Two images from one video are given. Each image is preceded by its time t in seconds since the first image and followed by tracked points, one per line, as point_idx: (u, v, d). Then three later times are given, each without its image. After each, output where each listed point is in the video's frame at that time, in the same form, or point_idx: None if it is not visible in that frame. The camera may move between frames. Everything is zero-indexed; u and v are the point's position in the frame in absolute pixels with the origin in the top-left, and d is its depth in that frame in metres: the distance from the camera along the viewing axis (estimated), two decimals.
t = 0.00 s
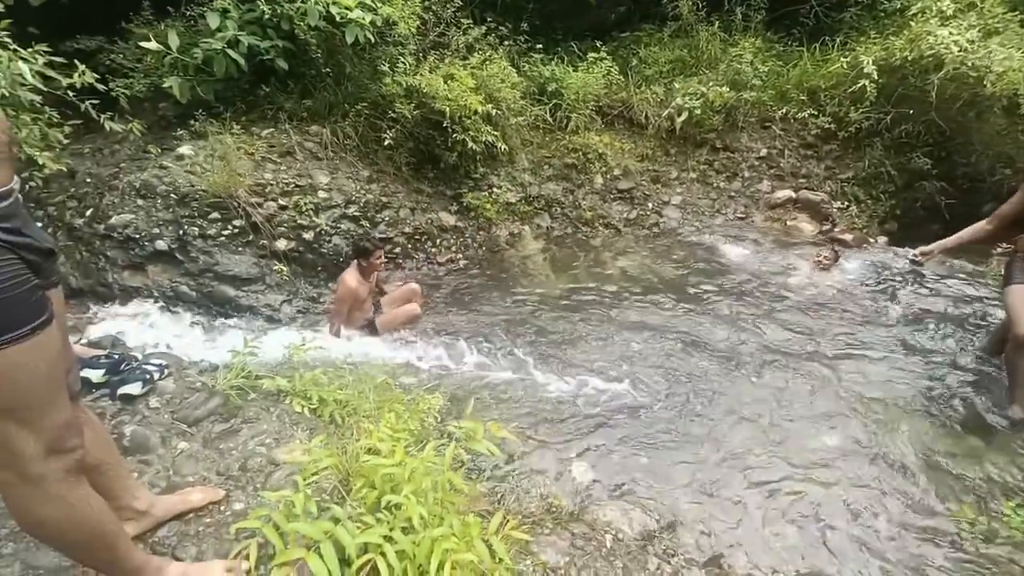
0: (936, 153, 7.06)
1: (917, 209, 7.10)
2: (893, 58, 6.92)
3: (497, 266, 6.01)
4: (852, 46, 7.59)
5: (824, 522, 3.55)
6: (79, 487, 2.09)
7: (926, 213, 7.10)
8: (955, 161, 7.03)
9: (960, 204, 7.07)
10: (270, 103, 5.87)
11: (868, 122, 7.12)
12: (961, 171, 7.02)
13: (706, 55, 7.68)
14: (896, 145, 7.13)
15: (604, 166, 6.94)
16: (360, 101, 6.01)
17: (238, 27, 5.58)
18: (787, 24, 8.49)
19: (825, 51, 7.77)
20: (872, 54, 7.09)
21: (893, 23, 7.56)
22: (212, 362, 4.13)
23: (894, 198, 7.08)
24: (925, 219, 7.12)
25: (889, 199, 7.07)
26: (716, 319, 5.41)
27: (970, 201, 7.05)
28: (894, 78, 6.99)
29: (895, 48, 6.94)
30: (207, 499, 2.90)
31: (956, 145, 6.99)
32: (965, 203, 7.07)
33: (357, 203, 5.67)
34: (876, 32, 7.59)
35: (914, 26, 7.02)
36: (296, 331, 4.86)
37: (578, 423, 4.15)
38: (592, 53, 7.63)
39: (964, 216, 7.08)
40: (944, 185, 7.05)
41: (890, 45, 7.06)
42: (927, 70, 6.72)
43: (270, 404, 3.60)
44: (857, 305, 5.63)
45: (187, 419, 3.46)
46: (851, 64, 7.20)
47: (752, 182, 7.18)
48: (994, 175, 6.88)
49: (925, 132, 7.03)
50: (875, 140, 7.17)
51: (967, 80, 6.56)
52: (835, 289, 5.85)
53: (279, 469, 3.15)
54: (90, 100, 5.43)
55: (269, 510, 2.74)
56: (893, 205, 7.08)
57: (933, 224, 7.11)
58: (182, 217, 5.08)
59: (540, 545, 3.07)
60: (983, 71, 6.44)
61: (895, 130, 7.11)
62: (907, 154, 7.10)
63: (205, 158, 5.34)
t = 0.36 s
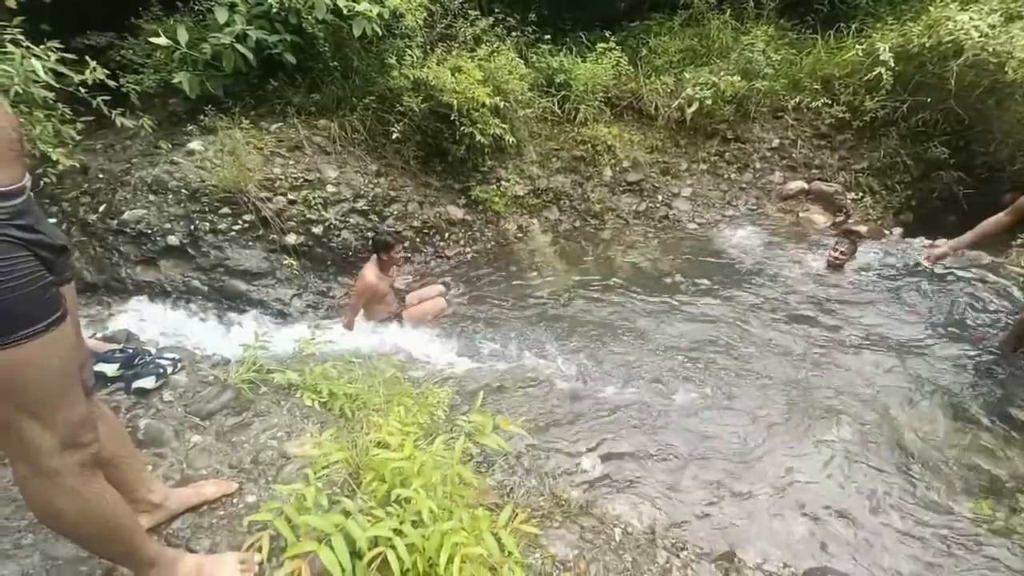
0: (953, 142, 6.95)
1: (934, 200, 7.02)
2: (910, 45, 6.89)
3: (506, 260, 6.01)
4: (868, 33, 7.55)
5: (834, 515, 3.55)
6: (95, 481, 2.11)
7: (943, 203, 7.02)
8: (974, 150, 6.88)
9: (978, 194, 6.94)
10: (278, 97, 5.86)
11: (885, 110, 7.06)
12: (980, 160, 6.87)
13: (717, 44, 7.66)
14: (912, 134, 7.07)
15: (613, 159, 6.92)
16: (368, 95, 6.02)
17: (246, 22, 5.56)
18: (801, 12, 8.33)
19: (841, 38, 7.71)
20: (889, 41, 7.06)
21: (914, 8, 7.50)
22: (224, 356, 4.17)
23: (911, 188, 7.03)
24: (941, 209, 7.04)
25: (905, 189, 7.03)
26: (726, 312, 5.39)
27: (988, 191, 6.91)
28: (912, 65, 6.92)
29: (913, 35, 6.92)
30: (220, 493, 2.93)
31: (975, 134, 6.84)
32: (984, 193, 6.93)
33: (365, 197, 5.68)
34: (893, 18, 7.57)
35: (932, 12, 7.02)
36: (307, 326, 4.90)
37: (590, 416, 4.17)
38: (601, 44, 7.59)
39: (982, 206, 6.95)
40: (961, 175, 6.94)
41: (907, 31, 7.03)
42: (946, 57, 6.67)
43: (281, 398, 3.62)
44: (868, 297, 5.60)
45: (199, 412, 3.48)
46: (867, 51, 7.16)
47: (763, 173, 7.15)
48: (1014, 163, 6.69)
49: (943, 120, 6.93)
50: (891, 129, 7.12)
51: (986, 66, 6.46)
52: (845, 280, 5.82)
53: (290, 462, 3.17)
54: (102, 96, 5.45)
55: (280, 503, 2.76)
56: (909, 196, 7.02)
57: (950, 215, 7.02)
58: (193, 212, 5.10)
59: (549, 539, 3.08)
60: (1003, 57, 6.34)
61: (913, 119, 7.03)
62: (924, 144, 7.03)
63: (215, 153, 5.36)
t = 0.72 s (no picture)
0: (945, 132, 7.00)
1: (926, 189, 7.07)
2: (902, 35, 6.80)
3: (500, 253, 5.98)
4: (861, 23, 7.51)
5: (831, 504, 3.55)
6: (86, 483, 2.08)
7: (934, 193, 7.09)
8: (966, 140, 6.98)
9: (968, 182, 7.09)
10: (267, 90, 5.85)
11: (877, 101, 7.03)
12: (971, 150, 7.00)
13: (709, 35, 7.59)
14: (904, 124, 7.08)
15: (607, 151, 6.90)
16: (359, 88, 5.95)
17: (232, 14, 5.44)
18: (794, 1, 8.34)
19: (832, 29, 7.72)
20: (882, 31, 6.95)
21: None
22: (216, 353, 4.13)
23: (902, 178, 7.05)
24: (933, 199, 7.12)
25: (899, 179, 7.05)
26: (721, 303, 5.38)
27: (978, 181, 7.10)
28: (905, 55, 6.85)
29: (904, 24, 6.82)
30: (213, 491, 2.90)
31: (966, 125, 6.93)
32: (973, 184, 7.12)
33: (358, 191, 5.63)
34: (886, 8, 7.51)
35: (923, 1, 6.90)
36: (300, 323, 4.86)
37: (585, 409, 4.15)
38: (593, 35, 7.54)
39: (973, 196, 7.14)
40: (954, 165, 7.02)
41: (899, 20, 6.94)
42: (938, 46, 6.60)
43: (276, 395, 3.59)
44: (863, 287, 5.59)
45: (193, 410, 3.45)
46: (860, 40, 7.06)
47: (757, 164, 7.15)
48: (1005, 153, 6.94)
49: (934, 111, 6.96)
50: (884, 120, 7.10)
51: (978, 55, 6.48)
52: (839, 269, 5.82)
53: (286, 459, 3.15)
54: (89, 91, 5.40)
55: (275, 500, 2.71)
56: (901, 186, 7.04)
57: (942, 204, 7.13)
58: (183, 208, 5.05)
59: (546, 531, 3.06)
60: (994, 47, 6.36)
61: (905, 109, 7.04)
62: (916, 134, 7.05)
63: (205, 148, 5.31)
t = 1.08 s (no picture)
0: (946, 133, 6.97)
1: (925, 189, 7.00)
2: (904, 35, 6.81)
3: (498, 248, 5.98)
4: (862, 23, 7.51)
5: (826, 501, 3.56)
6: (81, 473, 2.08)
7: (934, 193, 7.01)
8: (966, 140, 6.94)
9: (968, 183, 7.01)
10: (266, 81, 5.83)
11: (877, 100, 7.04)
12: (971, 150, 6.95)
13: (710, 31, 7.60)
14: (905, 124, 7.07)
15: (607, 147, 6.89)
16: (359, 80, 5.95)
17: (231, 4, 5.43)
18: None
19: (834, 28, 7.72)
20: (885, 30, 6.95)
21: None
22: (214, 345, 4.13)
23: (902, 178, 7.02)
24: (932, 200, 7.04)
25: (898, 179, 7.01)
26: (719, 301, 5.38)
27: (978, 182, 7.02)
28: (906, 54, 6.85)
29: (907, 24, 6.80)
30: (211, 481, 2.90)
31: (967, 126, 6.90)
32: (972, 184, 7.04)
33: (356, 184, 5.63)
34: (887, 8, 7.51)
35: None
36: (298, 317, 4.86)
37: (581, 404, 4.16)
38: (594, 30, 7.53)
39: (972, 198, 7.06)
40: (954, 166, 6.97)
41: (902, 20, 6.93)
42: (939, 46, 6.60)
43: (273, 387, 3.59)
44: (862, 287, 5.59)
45: (190, 400, 3.45)
46: (860, 40, 7.07)
47: (756, 162, 7.14)
48: (1005, 154, 6.90)
49: (935, 111, 6.95)
50: (885, 119, 7.11)
51: (979, 56, 6.46)
52: (838, 269, 5.82)
53: (283, 451, 3.15)
54: (84, 79, 5.37)
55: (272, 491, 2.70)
56: (901, 185, 7.01)
57: (940, 205, 7.04)
58: (181, 199, 5.04)
59: (543, 526, 3.07)
60: (995, 48, 6.35)
61: (906, 109, 7.04)
62: (917, 134, 7.03)
63: (203, 139, 5.29)
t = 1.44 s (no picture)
0: (943, 136, 6.96)
1: (921, 193, 7.03)
2: (905, 37, 6.83)
3: (495, 243, 5.98)
4: (864, 24, 7.52)
5: (814, 498, 3.58)
6: (72, 457, 2.08)
7: (930, 197, 7.03)
8: (962, 145, 6.92)
9: (963, 188, 7.00)
10: (264, 70, 5.82)
11: (877, 102, 7.03)
12: (967, 155, 6.93)
13: (712, 29, 7.59)
14: (903, 127, 7.06)
15: (606, 144, 6.88)
16: (359, 72, 5.93)
17: None
18: None
19: (836, 29, 7.72)
20: (886, 32, 7.00)
21: None
22: (206, 334, 4.12)
23: (899, 181, 7.03)
24: (928, 203, 7.05)
25: (895, 182, 7.03)
26: (713, 298, 5.39)
27: (974, 187, 7.00)
28: (907, 57, 6.87)
29: (907, 26, 6.85)
30: (198, 470, 2.90)
31: (964, 130, 6.87)
32: (967, 189, 7.02)
33: (353, 175, 5.61)
34: (891, 8, 7.56)
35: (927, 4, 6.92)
36: (291, 308, 4.85)
37: (574, 399, 4.17)
38: (596, 26, 7.51)
39: (966, 202, 7.06)
40: (949, 170, 6.97)
41: (903, 22, 6.97)
42: (940, 49, 6.62)
43: (265, 377, 3.59)
44: (856, 289, 5.61)
45: (180, 389, 3.45)
46: (862, 42, 7.09)
47: (755, 163, 7.14)
48: (1002, 159, 6.82)
49: (934, 114, 6.92)
50: (883, 122, 7.10)
51: (979, 60, 6.44)
52: (833, 269, 5.83)
53: (273, 441, 3.15)
54: (82, 65, 5.35)
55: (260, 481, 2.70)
56: (897, 189, 7.03)
57: (935, 208, 7.06)
58: (176, 187, 5.03)
59: (532, 520, 3.08)
60: (996, 52, 6.31)
61: (904, 112, 7.02)
62: (914, 137, 7.02)
63: (199, 127, 5.27)
